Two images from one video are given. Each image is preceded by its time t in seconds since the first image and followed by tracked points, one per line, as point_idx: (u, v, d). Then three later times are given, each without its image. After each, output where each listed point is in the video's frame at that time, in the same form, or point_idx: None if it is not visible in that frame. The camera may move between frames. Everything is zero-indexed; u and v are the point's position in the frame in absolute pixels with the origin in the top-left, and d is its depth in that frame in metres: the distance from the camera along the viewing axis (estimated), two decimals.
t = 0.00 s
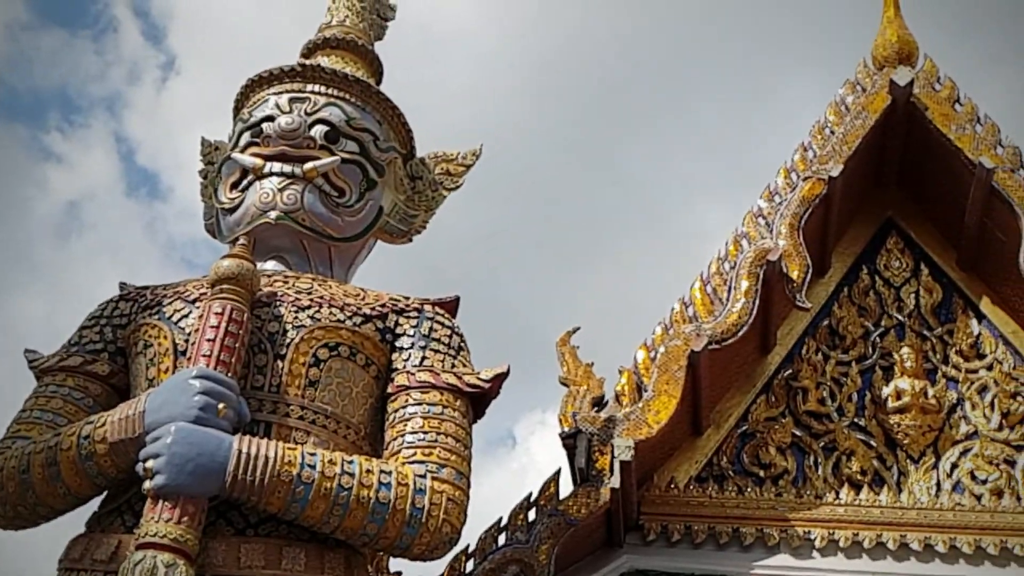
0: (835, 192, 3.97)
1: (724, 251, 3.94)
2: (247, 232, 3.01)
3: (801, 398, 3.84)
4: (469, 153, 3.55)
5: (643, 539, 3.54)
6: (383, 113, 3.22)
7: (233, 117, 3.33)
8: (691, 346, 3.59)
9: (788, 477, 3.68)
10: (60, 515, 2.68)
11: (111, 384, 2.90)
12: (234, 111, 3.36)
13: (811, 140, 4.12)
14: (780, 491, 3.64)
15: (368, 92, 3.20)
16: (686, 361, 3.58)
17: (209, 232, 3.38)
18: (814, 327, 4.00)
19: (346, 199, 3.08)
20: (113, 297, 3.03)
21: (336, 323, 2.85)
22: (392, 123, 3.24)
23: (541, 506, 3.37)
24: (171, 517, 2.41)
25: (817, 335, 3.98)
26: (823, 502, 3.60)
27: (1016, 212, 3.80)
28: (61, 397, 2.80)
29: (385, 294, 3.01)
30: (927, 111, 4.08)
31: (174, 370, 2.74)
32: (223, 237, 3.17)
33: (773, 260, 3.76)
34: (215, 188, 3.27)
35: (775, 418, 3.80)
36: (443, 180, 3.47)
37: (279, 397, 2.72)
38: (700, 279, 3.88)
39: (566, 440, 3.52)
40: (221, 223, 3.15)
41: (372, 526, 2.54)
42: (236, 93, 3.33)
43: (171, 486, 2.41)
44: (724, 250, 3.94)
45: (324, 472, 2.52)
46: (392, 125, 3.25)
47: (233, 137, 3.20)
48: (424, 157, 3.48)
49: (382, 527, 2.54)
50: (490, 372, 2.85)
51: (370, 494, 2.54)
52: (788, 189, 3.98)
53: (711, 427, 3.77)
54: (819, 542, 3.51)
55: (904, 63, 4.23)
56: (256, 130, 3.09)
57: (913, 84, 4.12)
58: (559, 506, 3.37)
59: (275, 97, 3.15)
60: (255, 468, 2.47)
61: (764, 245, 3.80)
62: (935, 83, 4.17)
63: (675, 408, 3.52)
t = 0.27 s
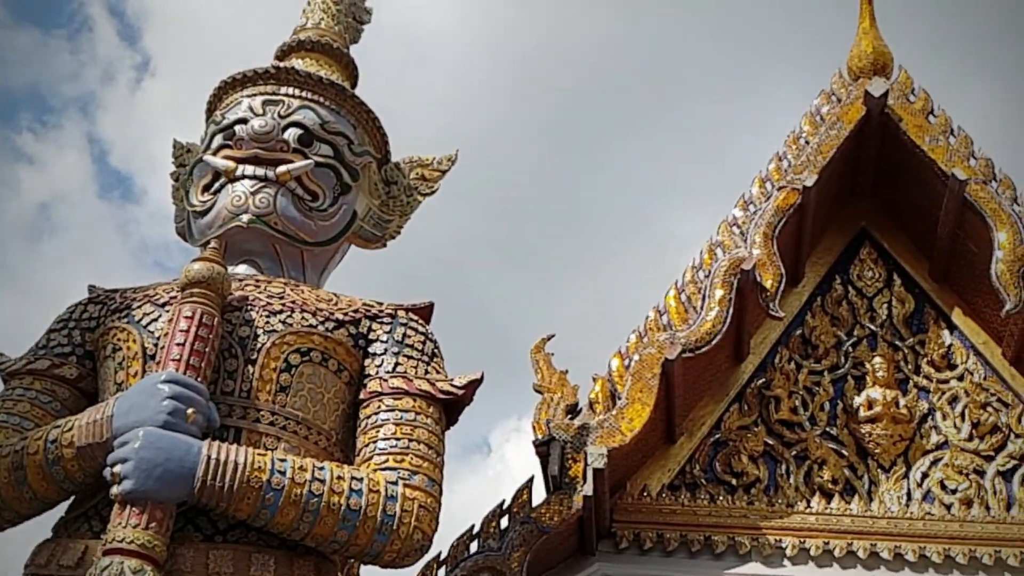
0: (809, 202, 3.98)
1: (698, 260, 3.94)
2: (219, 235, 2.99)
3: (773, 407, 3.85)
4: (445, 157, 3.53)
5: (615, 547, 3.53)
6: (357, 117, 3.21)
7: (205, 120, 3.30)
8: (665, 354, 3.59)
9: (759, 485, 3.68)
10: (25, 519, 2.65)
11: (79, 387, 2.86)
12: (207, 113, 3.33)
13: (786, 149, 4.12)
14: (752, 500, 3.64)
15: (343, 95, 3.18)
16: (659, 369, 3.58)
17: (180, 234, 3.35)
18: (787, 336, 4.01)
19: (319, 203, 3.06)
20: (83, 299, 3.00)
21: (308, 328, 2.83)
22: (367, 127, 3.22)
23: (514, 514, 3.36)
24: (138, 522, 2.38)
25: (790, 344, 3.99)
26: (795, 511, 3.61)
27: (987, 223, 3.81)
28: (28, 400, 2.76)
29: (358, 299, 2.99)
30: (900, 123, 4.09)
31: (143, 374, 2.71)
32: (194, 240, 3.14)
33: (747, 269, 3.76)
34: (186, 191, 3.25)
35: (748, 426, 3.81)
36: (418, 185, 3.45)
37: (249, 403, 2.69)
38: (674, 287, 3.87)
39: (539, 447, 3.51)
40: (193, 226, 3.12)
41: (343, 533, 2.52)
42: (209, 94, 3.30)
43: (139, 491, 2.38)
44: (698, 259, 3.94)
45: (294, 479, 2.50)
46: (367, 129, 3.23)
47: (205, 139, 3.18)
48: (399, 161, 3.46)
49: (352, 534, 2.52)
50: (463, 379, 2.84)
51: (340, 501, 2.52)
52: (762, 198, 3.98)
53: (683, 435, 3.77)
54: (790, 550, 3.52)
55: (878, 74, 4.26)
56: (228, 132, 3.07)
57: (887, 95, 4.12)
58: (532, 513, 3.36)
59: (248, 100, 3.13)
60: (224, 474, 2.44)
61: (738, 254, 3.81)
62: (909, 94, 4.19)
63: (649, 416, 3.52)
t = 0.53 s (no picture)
0: (779, 200, 4.00)
1: (668, 257, 3.94)
2: (186, 227, 2.97)
3: (741, 403, 3.87)
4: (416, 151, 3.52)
5: (583, 542, 3.54)
6: (327, 109, 3.19)
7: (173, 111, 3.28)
8: (634, 350, 3.61)
9: (727, 481, 3.70)
10: None
11: (44, 380, 2.84)
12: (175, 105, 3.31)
13: (756, 147, 4.14)
14: (719, 495, 3.66)
15: (313, 88, 3.17)
16: (629, 365, 3.59)
17: (147, 226, 3.33)
18: (755, 333, 4.03)
19: (288, 196, 3.05)
20: (48, 292, 2.97)
21: (276, 322, 2.82)
22: (337, 120, 3.21)
23: (483, 509, 3.36)
24: (103, 516, 2.36)
25: (758, 341, 4.01)
26: (761, 506, 3.63)
27: (954, 222, 3.84)
28: None
29: (327, 293, 2.98)
30: (870, 122, 4.12)
31: (109, 366, 2.69)
32: (162, 233, 3.12)
33: (717, 266, 3.78)
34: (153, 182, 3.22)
35: (716, 422, 3.83)
36: (388, 178, 3.43)
37: (215, 396, 2.68)
38: (645, 283, 3.87)
39: (508, 443, 3.49)
40: (160, 218, 3.10)
41: (310, 527, 2.51)
42: (178, 86, 3.29)
43: (103, 485, 2.36)
44: (668, 256, 3.94)
45: (261, 473, 2.49)
46: (337, 122, 3.22)
47: (173, 131, 3.16)
48: (370, 155, 3.44)
49: (319, 529, 2.51)
50: (432, 374, 2.83)
51: (307, 496, 2.51)
52: (732, 196, 3.99)
53: (652, 431, 3.78)
54: (756, 545, 3.54)
55: (848, 73, 4.28)
56: (197, 124, 3.06)
57: (857, 94, 4.15)
58: (501, 508, 3.35)
59: (217, 91, 3.11)
60: (190, 467, 2.43)
61: (707, 251, 3.83)
62: (878, 94, 4.21)
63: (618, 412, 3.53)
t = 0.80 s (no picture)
0: (745, 193, 4.01)
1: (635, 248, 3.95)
2: (150, 213, 2.95)
3: (706, 395, 3.89)
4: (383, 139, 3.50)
5: (548, 532, 3.55)
6: (294, 96, 3.16)
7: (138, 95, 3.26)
8: (600, 341, 3.62)
9: (691, 472, 3.72)
10: None
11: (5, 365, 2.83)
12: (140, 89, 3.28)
13: (725, 140, 4.14)
14: (683, 486, 3.68)
15: (279, 73, 3.14)
16: (594, 356, 3.60)
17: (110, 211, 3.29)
18: (721, 325, 4.05)
19: (254, 182, 3.03)
20: (9, 276, 2.94)
21: (240, 309, 2.80)
22: (303, 106, 3.18)
23: (447, 498, 3.34)
24: (64, 502, 2.34)
25: (724, 333, 4.04)
26: (724, 497, 3.65)
27: (919, 218, 3.86)
28: None
29: (292, 281, 2.97)
30: (837, 116, 4.13)
31: (70, 352, 2.67)
32: (126, 218, 3.08)
33: (683, 259, 3.79)
34: (117, 167, 3.20)
35: (681, 414, 3.85)
36: (355, 166, 3.41)
37: (178, 383, 2.66)
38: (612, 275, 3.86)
39: (473, 432, 3.50)
40: (124, 203, 3.07)
41: (273, 516, 2.50)
42: (143, 69, 3.25)
43: (64, 472, 2.34)
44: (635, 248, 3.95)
45: (224, 460, 2.47)
46: (303, 108, 3.18)
47: (137, 115, 3.13)
48: (337, 142, 3.42)
49: (282, 517, 2.50)
50: (398, 363, 2.82)
51: (270, 484, 2.50)
52: (700, 188, 4.01)
53: (618, 422, 3.79)
54: (719, 536, 3.56)
55: (817, 68, 4.30)
56: (162, 108, 3.04)
57: (825, 89, 4.16)
58: (466, 498, 3.35)
59: (182, 75, 3.09)
60: (152, 455, 2.41)
61: (674, 243, 3.84)
62: (846, 89, 4.22)
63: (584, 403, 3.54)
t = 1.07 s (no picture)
0: (713, 180, 4.02)
1: (604, 235, 3.93)
2: (115, 196, 2.92)
3: (673, 381, 3.91)
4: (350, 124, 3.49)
5: (515, 517, 3.57)
6: (260, 78, 3.15)
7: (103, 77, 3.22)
8: (569, 327, 3.62)
9: (658, 457, 3.74)
10: None
11: None
12: (105, 71, 3.25)
13: (692, 127, 4.16)
14: (650, 471, 3.70)
15: (245, 56, 3.12)
16: (562, 342, 3.61)
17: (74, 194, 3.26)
18: (688, 312, 4.07)
19: (219, 165, 3.01)
20: None
21: (205, 294, 2.78)
22: (269, 89, 3.16)
23: (414, 484, 3.33)
24: (26, 487, 2.33)
25: (691, 319, 4.06)
26: (690, 483, 3.67)
27: (885, 205, 3.89)
28: None
29: (258, 265, 2.95)
30: (804, 103, 4.15)
31: (33, 336, 2.64)
32: (89, 201, 3.05)
33: (651, 246, 3.81)
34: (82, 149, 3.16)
35: (648, 399, 3.87)
36: (322, 150, 3.40)
37: (142, 367, 2.64)
38: (580, 261, 3.86)
39: (441, 419, 3.48)
40: (87, 186, 3.04)
41: (238, 501, 2.49)
42: (107, 52, 3.22)
43: (27, 456, 2.32)
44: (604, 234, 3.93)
45: (188, 445, 2.46)
46: (269, 91, 3.17)
47: (102, 97, 3.10)
48: (304, 126, 3.41)
49: (247, 503, 2.50)
50: (365, 348, 2.82)
51: (236, 469, 2.49)
52: (668, 175, 4.01)
53: (585, 408, 3.80)
54: (685, 521, 3.58)
55: (784, 55, 4.32)
56: (126, 91, 3.01)
57: (792, 76, 4.18)
58: (433, 483, 3.34)
59: (147, 58, 3.06)
60: (116, 439, 2.40)
61: (642, 229, 3.84)
62: (813, 76, 4.24)
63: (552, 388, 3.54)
